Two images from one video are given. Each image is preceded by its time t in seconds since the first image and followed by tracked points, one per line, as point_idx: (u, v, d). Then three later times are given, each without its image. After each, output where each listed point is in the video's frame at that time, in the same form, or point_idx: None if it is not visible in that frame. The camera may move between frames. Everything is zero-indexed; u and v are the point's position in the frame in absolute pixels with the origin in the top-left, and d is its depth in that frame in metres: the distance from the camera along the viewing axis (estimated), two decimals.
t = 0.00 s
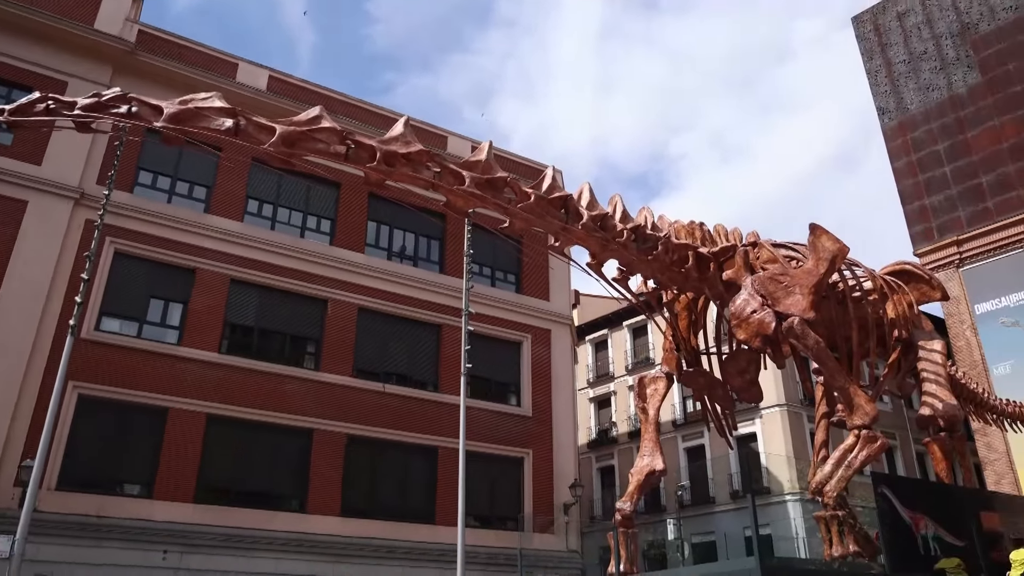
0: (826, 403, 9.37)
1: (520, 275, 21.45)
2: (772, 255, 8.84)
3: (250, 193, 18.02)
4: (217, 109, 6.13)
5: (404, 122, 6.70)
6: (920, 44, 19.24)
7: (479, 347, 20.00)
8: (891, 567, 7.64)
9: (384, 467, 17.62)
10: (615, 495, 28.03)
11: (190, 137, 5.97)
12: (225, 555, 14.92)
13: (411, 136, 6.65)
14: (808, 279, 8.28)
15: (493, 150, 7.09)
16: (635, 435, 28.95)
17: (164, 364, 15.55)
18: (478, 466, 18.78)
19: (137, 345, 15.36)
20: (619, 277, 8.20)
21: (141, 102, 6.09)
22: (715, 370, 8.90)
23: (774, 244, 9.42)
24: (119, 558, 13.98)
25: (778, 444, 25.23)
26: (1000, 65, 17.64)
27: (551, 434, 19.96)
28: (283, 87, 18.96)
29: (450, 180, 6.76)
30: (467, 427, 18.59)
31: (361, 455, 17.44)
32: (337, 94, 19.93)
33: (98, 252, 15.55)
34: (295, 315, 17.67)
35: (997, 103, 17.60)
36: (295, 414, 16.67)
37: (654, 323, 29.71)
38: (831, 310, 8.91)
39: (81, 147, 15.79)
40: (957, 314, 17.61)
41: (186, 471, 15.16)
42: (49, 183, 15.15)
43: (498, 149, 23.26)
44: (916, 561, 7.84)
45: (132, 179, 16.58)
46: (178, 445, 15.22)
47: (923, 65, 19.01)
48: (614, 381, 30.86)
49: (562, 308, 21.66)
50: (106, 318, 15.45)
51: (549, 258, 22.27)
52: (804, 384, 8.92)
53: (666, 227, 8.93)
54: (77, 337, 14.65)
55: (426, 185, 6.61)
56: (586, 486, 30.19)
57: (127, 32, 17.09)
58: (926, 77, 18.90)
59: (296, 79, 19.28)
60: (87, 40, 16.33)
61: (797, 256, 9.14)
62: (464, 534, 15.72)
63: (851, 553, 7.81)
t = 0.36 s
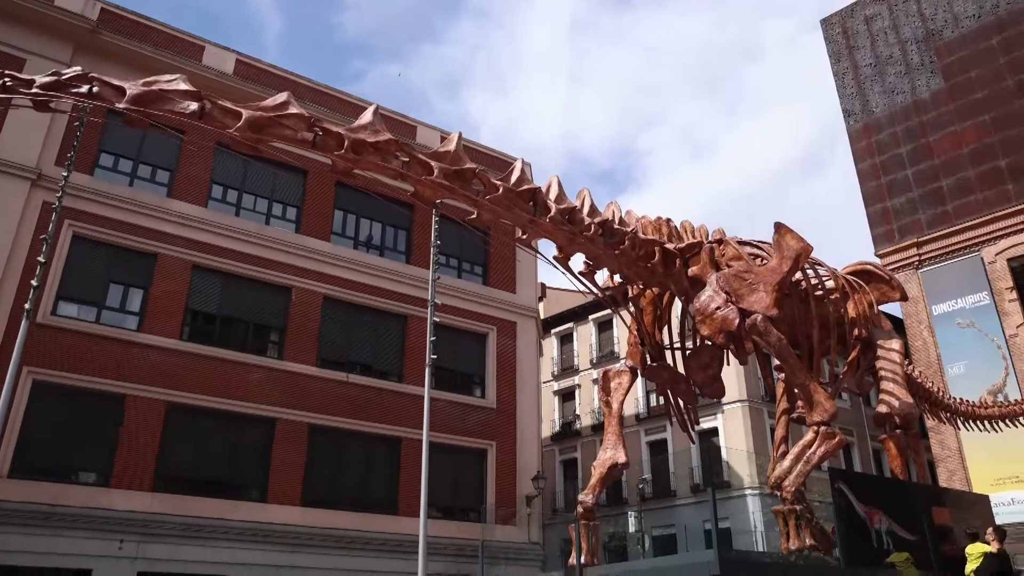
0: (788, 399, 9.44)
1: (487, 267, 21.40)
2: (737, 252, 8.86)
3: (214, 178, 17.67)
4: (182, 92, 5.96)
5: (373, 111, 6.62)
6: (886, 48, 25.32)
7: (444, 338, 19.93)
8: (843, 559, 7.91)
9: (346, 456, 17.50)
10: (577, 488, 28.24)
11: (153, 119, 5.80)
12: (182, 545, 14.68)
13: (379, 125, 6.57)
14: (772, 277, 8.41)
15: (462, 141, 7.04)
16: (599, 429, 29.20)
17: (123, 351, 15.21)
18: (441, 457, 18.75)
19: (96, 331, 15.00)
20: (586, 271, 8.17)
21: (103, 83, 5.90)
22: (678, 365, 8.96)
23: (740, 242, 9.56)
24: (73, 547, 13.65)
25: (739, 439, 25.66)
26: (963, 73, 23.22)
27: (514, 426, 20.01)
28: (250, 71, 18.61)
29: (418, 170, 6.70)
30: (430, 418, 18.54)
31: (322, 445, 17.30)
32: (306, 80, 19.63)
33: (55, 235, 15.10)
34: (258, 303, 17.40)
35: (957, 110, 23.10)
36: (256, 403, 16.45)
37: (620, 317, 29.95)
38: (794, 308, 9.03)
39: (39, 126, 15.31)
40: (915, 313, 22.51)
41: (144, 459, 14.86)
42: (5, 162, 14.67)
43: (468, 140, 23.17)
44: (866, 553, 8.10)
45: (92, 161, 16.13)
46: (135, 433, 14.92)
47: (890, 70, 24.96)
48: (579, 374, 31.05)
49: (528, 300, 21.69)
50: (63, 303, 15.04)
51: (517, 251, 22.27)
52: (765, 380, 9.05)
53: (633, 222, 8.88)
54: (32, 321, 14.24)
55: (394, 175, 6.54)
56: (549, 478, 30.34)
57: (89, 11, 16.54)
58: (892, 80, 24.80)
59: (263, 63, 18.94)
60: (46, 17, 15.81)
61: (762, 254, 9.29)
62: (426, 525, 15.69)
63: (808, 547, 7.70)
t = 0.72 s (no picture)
0: (745, 390, 9.42)
1: (450, 254, 21.25)
2: (700, 244, 8.98)
3: (175, 157, 17.20)
4: (141, 68, 5.61)
5: (338, 93, 6.48)
6: (850, 47, 25.75)
7: (406, 324, 19.77)
8: (796, 549, 7.93)
9: (304, 442, 17.30)
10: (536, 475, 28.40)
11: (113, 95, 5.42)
12: (135, 530, 14.38)
13: (344, 108, 6.44)
14: (733, 270, 8.51)
15: (428, 126, 6.94)
16: (559, 417, 29.36)
17: (77, 332, 14.78)
18: (401, 443, 18.65)
19: (49, 311, 14.54)
20: (549, 260, 8.12)
21: (60, 54, 5.43)
22: (639, 356, 8.96)
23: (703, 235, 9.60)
24: (21, 532, 13.26)
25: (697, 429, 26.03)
26: (923, 74, 23.76)
27: (474, 414, 19.99)
28: (213, 49, 18.13)
29: (383, 154, 6.57)
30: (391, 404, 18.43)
31: (280, 430, 17.06)
32: (270, 60, 19.21)
33: (7, 211, 14.55)
34: (216, 285, 17.03)
35: (917, 111, 23.62)
36: (214, 386, 16.16)
37: (582, 307, 30.07)
38: (754, 301, 9.13)
39: None
40: (871, 309, 22.93)
41: (97, 443, 14.50)
42: None
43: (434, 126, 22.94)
44: (820, 543, 8.19)
45: (46, 135, 15.56)
46: (88, 416, 14.54)
47: (853, 68, 25.39)
48: (540, 363, 31.14)
49: (492, 288, 21.64)
50: (14, 281, 14.52)
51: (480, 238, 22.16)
52: (725, 372, 9.14)
53: (597, 212, 8.77)
54: None
55: (358, 158, 6.40)
56: (509, 465, 30.44)
57: None
58: (855, 79, 25.23)
59: (227, 41, 18.47)
60: None
61: (723, 246, 9.32)
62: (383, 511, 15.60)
63: (762, 537, 7.79)
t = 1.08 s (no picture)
0: (705, 378, 9.56)
1: (415, 237, 21.09)
2: (664, 233, 8.96)
3: (134, 132, 16.74)
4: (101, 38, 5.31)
5: (304, 72, 6.32)
6: (817, 42, 26.06)
7: (369, 307, 19.60)
8: (752, 534, 8.03)
9: (263, 424, 17.08)
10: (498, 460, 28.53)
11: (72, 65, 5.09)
12: (89, 512, 14.09)
13: (310, 87, 6.29)
14: (697, 259, 8.59)
15: (395, 108, 6.83)
16: (521, 402, 29.49)
17: (30, 309, 14.38)
18: (362, 427, 18.54)
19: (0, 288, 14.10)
20: (514, 245, 8.06)
21: (11, 22, 4.99)
22: (602, 343, 8.95)
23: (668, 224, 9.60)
24: None
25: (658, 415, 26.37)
26: (887, 71, 24.16)
27: (437, 398, 19.98)
28: (175, 22, 17.65)
29: (349, 136, 6.45)
30: (353, 387, 18.31)
31: (240, 411, 16.83)
32: (235, 35, 18.77)
33: None
34: (175, 263, 16.66)
35: (880, 107, 24.04)
36: (173, 367, 15.85)
37: (547, 293, 30.14)
38: (716, 291, 9.21)
39: None
40: (830, 300, 23.45)
41: (50, 423, 14.15)
42: None
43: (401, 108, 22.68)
44: (776, 529, 8.35)
45: None
46: (42, 395, 14.18)
47: (819, 63, 25.70)
48: (504, 348, 31.19)
49: (457, 273, 21.55)
50: None
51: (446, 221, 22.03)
52: (686, 360, 9.24)
53: (563, 198, 8.66)
54: None
55: (324, 139, 6.26)
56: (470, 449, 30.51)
57: None
58: (821, 73, 25.55)
59: (190, 15, 17.99)
60: None
61: (688, 236, 9.38)
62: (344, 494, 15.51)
63: (719, 522, 7.85)
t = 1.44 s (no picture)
0: (670, 365, 9.64)
1: (382, 218, 20.85)
2: (632, 220, 8.97)
3: (95, 105, 16.25)
4: (59, 8, 4.99)
5: (272, 48, 6.12)
6: (787, 34, 26.27)
7: (335, 288, 19.38)
8: (712, 519, 8.06)
9: (225, 405, 16.82)
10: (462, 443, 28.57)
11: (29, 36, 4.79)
12: (45, 493, 13.78)
13: (278, 64, 6.10)
14: (664, 247, 8.60)
15: (364, 87, 6.70)
16: (487, 386, 29.53)
17: None
18: (326, 409, 18.35)
19: None
20: (482, 230, 7.94)
21: None
22: (568, 329, 8.91)
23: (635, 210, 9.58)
24: None
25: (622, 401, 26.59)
26: (855, 64, 24.42)
27: (402, 381, 19.89)
28: None
29: (317, 115, 6.26)
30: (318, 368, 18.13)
31: (202, 392, 16.55)
32: (200, 8, 18.27)
33: None
34: (137, 241, 16.26)
35: (847, 100, 24.30)
36: (134, 346, 15.53)
37: (514, 278, 30.09)
38: (682, 278, 9.19)
39: None
40: (794, 290, 23.78)
41: (5, 402, 13.78)
42: None
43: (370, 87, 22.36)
44: (736, 514, 8.41)
45: None
46: None
47: (789, 54, 25.91)
48: (470, 332, 31.14)
49: (423, 256, 21.39)
50: None
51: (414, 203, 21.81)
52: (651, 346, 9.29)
53: (531, 182, 8.55)
54: None
55: (292, 118, 6.05)
56: (435, 433, 30.48)
57: None
58: (790, 65, 25.75)
59: None
60: None
61: (655, 223, 9.37)
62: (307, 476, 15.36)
63: (680, 507, 7.93)
